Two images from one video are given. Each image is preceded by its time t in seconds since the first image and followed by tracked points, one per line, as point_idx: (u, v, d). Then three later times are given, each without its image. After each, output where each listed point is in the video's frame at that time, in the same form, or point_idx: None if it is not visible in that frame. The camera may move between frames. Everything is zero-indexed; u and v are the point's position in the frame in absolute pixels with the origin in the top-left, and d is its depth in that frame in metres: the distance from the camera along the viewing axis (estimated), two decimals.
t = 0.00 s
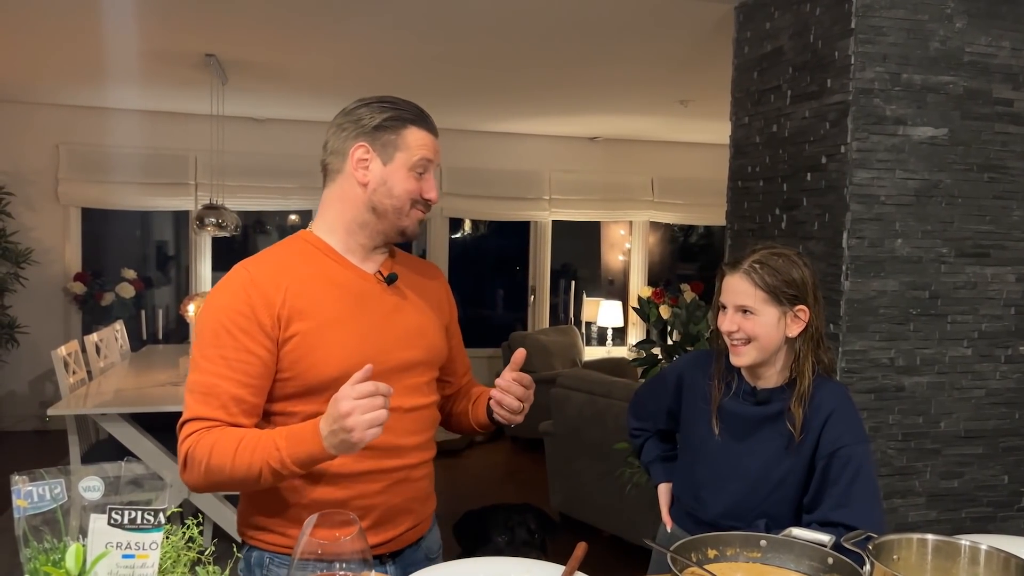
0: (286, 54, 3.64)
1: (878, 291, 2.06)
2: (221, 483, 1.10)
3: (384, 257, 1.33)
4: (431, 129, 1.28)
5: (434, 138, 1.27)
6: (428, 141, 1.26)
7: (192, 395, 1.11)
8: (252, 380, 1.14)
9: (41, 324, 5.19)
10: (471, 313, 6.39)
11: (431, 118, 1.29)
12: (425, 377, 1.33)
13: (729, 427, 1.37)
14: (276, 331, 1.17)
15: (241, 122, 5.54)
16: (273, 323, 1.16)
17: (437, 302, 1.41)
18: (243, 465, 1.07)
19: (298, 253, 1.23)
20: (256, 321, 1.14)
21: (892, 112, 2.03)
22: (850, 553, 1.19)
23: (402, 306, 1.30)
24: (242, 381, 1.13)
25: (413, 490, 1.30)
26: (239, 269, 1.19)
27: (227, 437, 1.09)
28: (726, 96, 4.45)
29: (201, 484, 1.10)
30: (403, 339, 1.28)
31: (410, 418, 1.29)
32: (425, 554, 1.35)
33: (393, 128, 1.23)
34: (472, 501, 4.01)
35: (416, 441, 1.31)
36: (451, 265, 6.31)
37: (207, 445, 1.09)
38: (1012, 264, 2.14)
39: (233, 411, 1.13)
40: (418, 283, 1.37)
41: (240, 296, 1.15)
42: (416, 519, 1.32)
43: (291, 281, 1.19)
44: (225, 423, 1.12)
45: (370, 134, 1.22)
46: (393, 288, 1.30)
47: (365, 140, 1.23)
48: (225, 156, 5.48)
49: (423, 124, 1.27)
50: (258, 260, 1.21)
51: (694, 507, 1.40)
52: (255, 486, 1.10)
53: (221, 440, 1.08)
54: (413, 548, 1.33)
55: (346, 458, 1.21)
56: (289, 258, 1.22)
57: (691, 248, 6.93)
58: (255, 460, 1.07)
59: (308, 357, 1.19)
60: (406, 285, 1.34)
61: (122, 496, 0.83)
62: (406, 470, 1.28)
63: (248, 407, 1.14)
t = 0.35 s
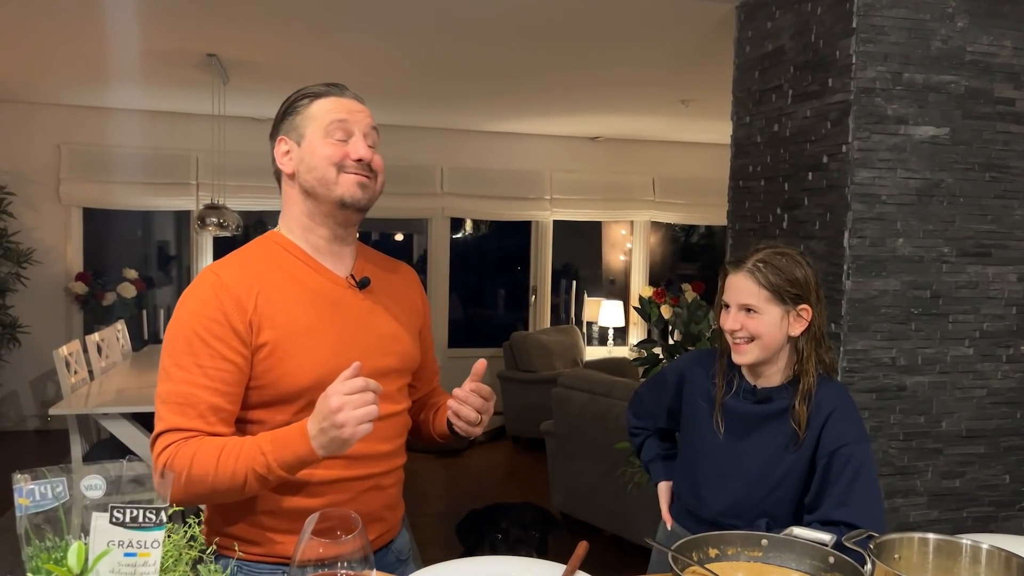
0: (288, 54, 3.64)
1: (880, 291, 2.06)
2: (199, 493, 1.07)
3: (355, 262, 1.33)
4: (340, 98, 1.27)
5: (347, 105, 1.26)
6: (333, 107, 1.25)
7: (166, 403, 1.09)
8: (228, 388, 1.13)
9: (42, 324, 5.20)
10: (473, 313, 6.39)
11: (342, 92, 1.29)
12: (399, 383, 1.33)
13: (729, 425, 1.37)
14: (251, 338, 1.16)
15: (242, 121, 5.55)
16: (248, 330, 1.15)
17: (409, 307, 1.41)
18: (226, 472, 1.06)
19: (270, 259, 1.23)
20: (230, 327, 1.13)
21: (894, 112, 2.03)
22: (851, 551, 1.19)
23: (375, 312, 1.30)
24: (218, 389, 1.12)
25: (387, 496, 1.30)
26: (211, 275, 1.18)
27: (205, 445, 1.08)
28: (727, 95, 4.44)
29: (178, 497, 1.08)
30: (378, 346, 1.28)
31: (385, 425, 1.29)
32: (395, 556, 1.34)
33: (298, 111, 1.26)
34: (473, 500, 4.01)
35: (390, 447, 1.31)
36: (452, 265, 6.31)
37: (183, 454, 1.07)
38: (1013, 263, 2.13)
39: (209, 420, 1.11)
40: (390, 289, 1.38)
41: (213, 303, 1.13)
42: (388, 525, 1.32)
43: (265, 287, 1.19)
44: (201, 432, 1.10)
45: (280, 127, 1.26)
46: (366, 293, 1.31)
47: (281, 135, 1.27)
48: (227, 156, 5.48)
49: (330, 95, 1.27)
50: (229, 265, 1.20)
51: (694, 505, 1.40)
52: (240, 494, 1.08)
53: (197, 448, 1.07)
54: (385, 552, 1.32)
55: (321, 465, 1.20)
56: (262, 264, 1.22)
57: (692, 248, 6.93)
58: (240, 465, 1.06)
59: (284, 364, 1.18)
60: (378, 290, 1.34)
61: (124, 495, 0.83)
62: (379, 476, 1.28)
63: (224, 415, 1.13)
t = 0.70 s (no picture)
0: (289, 54, 3.65)
1: (881, 291, 2.06)
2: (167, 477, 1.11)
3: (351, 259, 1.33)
4: (323, 102, 1.27)
5: (327, 111, 1.26)
6: (315, 112, 1.25)
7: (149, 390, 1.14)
8: (208, 378, 1.16)
9: (44, 323, 5.20)
10: (474, 313, 6.39)
11: (329, 95, 1.28)
12: (392, 378, 1.32)
13: (727, 425, 1.37)
14: (233, 332, 1.19)
15: (244, 121, 5.55)
16: (229, 323, 1.18)
17: (408, 302, 1.39)
18: (185, 456, 1.08)
19: (260, 255, 1.25)
20: (213, 321, 1.17)
21: (894, 112, 2.03)
22: (851, 551, 1.20)
23: (365, 307, 1.29)
24: (198, 378, 1.15)
25: (377, 489, 1.30)
26: (202, 271, 1.22)
27: (175, 433, 1.11)
28: (728, 95, 4.44)
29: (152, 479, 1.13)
30: (366, 340, 1.27)
31: (373, 419, 1.28)
32: (393, 552, 1.35)
33: (285, 118, 1.28)
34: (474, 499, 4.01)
35: (380, 441, 1.30)
36: (453, 265, 6.31)
37: (153, 438, 1.11)
38: (1014, 263, 2.14)
39: (188, 408, 1.15)
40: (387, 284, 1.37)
41: (196, 297, 1.17)
42: (383, 517, 1.32)
43: (249, 283, 1.21)
44: (176, 419, 1.13)
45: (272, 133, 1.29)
46: (357, 289, 1.30)
47: (275, 142, 1.30)
48: (228, 156, 5.48)
49: (315, 100, 1.27)
50: (219, 262, 1.24)
51: (694, 505, 1.41)
52: (199, 480, 1.11)
53: (167, 433, 1.11)
54: (382, 544, 1.34)
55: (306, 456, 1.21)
56: (249, 260, 1.24)
57: (693, 248, 6.93)
58: (195, 451, 1.08)
59: (266, 356, 1.20)
60: (372, 285, 1.33)
61: (127, 494, 0.83)
62: (369, 469, 1.28)
63: (203, 403, 1.17)
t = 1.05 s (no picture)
0: (289, 54, 3.65)
1: (880, 291, 2.07)
2: (204, 436, 1.19)
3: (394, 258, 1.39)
4: (376, 114, 1.35)
5: (378, 121, 1.34)
6: (367, 123, 1.33)
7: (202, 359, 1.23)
8: (255, 354, 1.24)
9: (45, 323, 5.21)
10: (474, 313, 6.40)
11: (381, 108, 1.37)
12: (422, 371, 1.36)
13: (727, 425, 1.37)
14: (281, 315, 1.26)
15: (244, 122, 5.56)
16: (278, 306, 1.26)
17: (446, 302, 1.44)
18: (220, 419, 1.16)
19: (311, 248, 1.33)
20: (262, 303, 1.24)
21: (894, 113, 2.03)
22: (851, 550, 1.20)
23: (403, 301, 1.35)
24: (246, 353, 1.23)
25: (402, 474, 1.33)
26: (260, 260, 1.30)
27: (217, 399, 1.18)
28: (728, 96, 4.45)
29: (195, 440, 1.21)
30: (401, 332, 1.33)
31: (402, 408, 1.33)
32: (414, 536, 1.38)
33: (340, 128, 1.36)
34: (475, 499, 4.02)
35: (407, 429, 1.34)
36: (454, 265, 6.32)
37: (197, 402, 1.19)
38: (1014, 264, 2.14)
39: (234, 380, 1.22)
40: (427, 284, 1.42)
41: (250, 281, 1.25)
42: (407, 502, 1.35)
43: (298, 272, 1.29)
44: (221, 387, 1.21)
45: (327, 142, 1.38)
46: (398, 286, 1.36)
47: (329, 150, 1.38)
48: (228, 157, 5.49)
49: (368, 112, 1.36)
50: (274, 252, 1.32)
51: (693, 505, 1.41)
52: (233, 441, 1.18)
53: (209, 396, 1.19)
54: (405, 527, 1.36)
55: (333, 435, 1.27)
56: (300, 251, 1.32)
57: (694, 248, 6.94)
58: (226, 415, 1.15)
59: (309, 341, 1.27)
60: (412, 283, 1.39)
61: (135, 493, 0.84)
62: (394, 453, 1.32)
63: (247, 377, 1.24)
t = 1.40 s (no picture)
0: (290, 55, 3.66)
1: (881, 291, 2.07)
2: (239, 426, 1.20)
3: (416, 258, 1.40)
4: (405, 118, 1.37)
5: (406, 126, 1.35)
6: (397, 127, 1.35)
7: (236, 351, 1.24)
8: (285, 347, 1.24)
9: (48, 323, 5.23)
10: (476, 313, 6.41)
11: (409, 113, 1.39)
12: (440, 366, 1.37)
13: (725, 426, 1.37)
14: (310, 311, 1.27)
15: (247, 122, 5.58)
16: (306, 301, 1.26)
17: (463, 301, 1.45)
18: (257, 410, 1.17)
19: (338, 246, 1.33)
20: (293, 299, 1.25)
21: (895, 113, 2.04)
22: (851, 550, 1.21)
23: (425, 299, 1.36)
24: (278, 346, 1.24)
25: (418, 464, 1.34)
26: (288, 257, 1.30)
27: (251, 390, 1.19)
28: (729, 96, 4.45)
29: (230, 430, 1.22)
30: (423, 329, 1.33)
31: (421, 401, 1.33)
32: (429, 524, 1.38)
33: (368, 132, 1.37)
34: (476, 498, 4.03)
35: (425, 421, 1.35)
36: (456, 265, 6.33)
37: (233, 394, 1.20)
38: (1014, 264, 2.14)
39: (265, 372, 1.23)
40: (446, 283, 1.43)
41: (281, 276, 1.26)
42: (422, 491, 1.36)
43: (325, 268, 1.29)
44: (254, 378, 1.22)
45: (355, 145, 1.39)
46: (420, 284, 1.36)
47: (356, 153, 1.39)
48: (230, 157, 5.50)
49: (397, 116, 1.37)
50: (303, 250, 1.32)
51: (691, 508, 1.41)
52: (267, 432, 1.19)
53: (243, 389, 1.20)
54: (420, 514, 1.37)
55: (355, 426, 1.28)
56: (327, 249, 1.33)
57: (695, 247, 6.94)
58: (265, 407, 1.16)
59: (336, 337, 1.28)
60: (433, 281, 1.39)
61: (138, 492, 0.85)
62: (412, 445, 1.33)
63: (277, 369, 1.24)
